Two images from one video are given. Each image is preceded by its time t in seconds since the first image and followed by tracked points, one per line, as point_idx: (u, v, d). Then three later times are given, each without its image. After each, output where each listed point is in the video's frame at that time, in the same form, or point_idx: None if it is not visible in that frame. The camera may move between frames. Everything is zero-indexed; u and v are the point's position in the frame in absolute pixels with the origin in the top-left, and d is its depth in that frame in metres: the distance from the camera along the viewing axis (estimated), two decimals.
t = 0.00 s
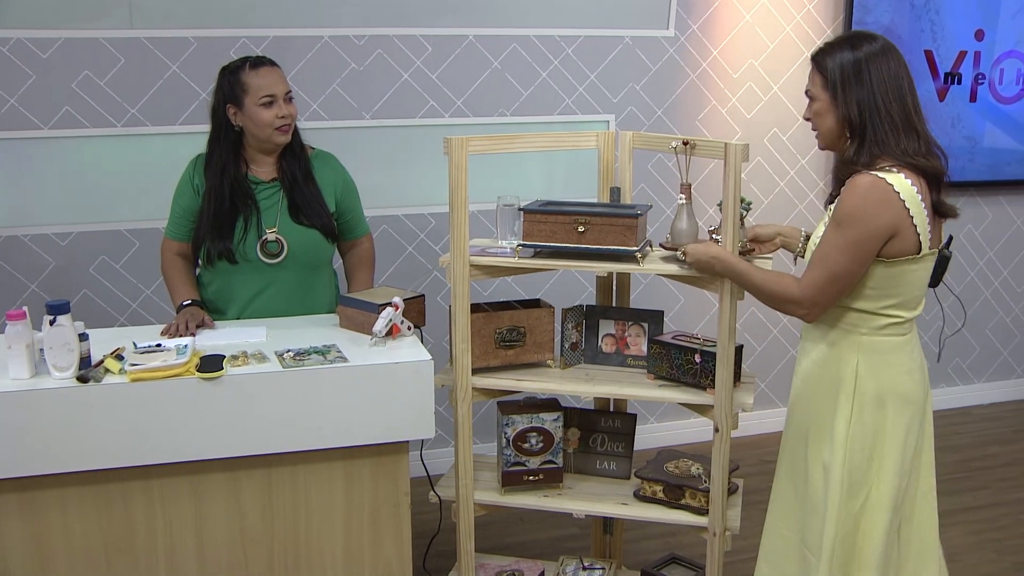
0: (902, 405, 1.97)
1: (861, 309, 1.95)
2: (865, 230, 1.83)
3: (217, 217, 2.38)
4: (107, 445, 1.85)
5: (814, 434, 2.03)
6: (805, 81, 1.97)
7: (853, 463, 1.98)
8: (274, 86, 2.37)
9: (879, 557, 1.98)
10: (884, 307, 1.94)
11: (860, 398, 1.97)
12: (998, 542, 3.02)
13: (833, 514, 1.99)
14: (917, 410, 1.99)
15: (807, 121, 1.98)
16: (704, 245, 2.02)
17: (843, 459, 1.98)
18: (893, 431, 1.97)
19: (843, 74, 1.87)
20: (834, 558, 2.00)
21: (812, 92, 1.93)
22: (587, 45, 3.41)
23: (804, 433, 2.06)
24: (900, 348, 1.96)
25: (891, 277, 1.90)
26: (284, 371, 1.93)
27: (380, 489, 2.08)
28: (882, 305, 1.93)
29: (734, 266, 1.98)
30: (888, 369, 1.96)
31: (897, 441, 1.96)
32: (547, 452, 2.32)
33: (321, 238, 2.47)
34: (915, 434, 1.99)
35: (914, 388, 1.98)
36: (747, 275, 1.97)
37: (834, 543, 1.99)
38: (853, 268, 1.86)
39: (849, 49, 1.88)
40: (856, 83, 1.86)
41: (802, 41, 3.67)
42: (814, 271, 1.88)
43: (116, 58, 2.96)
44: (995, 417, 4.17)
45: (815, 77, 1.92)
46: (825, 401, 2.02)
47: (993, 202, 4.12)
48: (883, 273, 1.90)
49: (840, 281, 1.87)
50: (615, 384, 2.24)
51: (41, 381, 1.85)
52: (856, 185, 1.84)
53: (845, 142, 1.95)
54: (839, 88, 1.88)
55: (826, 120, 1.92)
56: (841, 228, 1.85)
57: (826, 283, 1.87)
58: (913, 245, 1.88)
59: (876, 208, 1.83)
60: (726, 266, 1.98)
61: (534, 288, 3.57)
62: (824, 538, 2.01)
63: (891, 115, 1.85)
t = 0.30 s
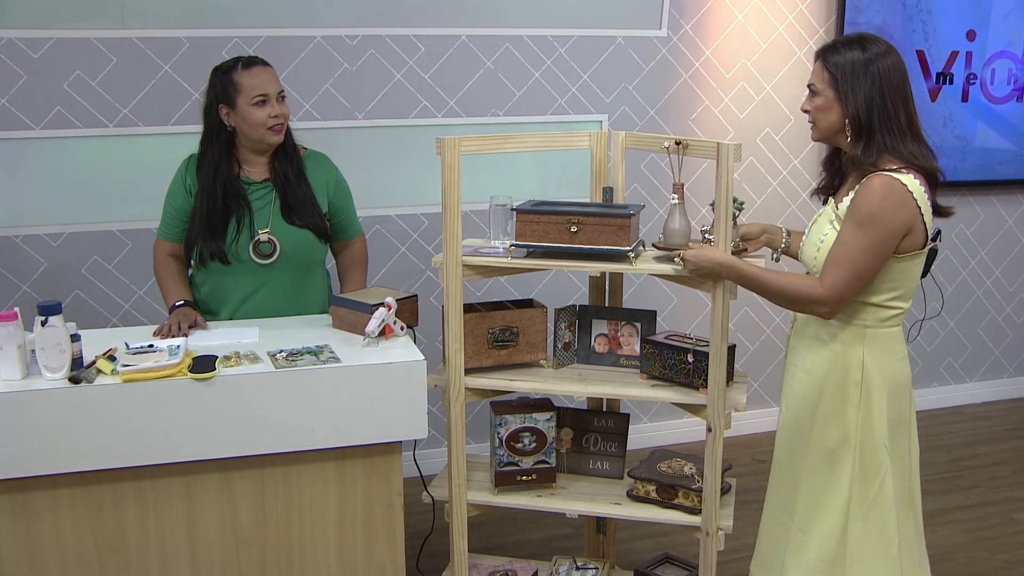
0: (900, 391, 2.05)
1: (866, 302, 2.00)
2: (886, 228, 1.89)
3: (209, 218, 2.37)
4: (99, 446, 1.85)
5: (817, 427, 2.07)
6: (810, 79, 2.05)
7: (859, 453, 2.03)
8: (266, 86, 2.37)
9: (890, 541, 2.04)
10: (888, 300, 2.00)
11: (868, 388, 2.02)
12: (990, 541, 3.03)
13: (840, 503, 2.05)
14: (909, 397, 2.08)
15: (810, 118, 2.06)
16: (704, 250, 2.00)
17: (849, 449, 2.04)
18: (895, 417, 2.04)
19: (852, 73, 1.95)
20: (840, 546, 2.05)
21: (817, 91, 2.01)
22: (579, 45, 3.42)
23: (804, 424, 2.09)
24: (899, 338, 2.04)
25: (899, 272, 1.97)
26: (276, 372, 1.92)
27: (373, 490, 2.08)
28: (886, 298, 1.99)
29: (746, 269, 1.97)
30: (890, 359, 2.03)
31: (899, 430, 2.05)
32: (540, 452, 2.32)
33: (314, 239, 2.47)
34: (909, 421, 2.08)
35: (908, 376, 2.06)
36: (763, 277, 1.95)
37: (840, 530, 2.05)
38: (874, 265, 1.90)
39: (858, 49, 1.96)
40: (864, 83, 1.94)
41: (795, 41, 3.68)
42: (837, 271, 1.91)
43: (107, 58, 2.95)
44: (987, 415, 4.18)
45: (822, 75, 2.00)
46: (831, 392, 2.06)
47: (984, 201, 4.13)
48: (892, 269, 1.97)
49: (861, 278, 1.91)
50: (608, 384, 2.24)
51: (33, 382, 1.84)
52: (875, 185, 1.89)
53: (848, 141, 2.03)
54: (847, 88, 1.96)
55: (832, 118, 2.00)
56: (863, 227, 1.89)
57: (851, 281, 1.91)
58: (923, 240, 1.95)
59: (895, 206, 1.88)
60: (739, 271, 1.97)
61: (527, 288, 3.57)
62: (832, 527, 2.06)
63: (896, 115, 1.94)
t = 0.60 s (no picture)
0: (898, 386, 2.13)
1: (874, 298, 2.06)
2: (912, 223, 1.94)
3: (207, 219, 2.37)
4: (97, 447, 1.85)
5: (823, 424, 2.11)
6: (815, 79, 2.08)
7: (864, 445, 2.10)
8: (264, 83, 2.37)
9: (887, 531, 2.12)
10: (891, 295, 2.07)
11: (871, 382, 2.09)
12: (988, 540, 3.04)
13: (850, 496, 2.10)
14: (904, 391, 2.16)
15: (815, 117, 2.09)
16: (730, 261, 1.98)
17: (855, 444, 2.09)
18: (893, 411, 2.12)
19: (861, 74, 1.99)
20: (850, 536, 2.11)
21: (824, 91, 2.04)
22: (577, 45, 3.42)
23: (809, 423, 2.13)
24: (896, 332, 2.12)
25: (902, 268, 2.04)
26: (273, 372, 1.92)
27: (371, 490, 2.08)
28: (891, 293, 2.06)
29: (796, 280, 1.98)
30: (889, 355, 2.11)
31: (895, 420, 2.14)
32: (537, 452, 2.32)
33: (311, 239, 2.46)
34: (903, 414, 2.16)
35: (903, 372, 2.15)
36: (812, 289, 1.98)
37: (851, 521, 2.11)
38: (911, 260, 1.96)
39: (866, 50, 2.00)
40: (873, 83, 1.98)
41: (793, 41, 3.68)
42: (881, 273, 1.95)
43: (104, 58, 2.95)
44: (985, 415, 4.19)
45: (830, 75, 2.03)
46: (835, 387, 2.11)
47: (982, 201, 4.14)
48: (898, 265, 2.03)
49: (906, 275, 1.96)
50: (606, 384, 2.24)
51: (30, 382, 1.84)
52: (891, 183, 1.94)
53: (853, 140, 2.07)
54: (856, 87, 1.99)
55: (839, 118, 2.04)
56: (891, 228, 1.95)
57: (896, 279, 1.95)
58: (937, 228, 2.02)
59: (915, 201, 1.94)
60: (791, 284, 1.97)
61: (524, 288, 3.57)
62: (841, 519, 2.11)
63: (903, 115, 1.99)
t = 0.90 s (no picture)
0: (896, 385, 2.14)
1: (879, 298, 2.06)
2: (916, 224, 1.94)
3: (206, 220, 2.37)
4: (96, 446, 1.85)
5: (827, 423, 2.10)
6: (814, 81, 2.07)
7: (866, 444, 2.10)
8: (269, 85, 2.38)
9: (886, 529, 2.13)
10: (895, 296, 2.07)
11: (874, 381, 2.09)
12: (986, 540, 3.04)
13: (852, 496, 2.10)
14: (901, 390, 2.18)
15: (814, 120, 2.09)
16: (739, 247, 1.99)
17: (858, 443, 2.10)
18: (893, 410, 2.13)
19: (863, 76, 1.99)
20: (850, 535, 2.12)
21: (826, 93, 2.04)
22: (576, 45, 3.42)
23: (812, 423, 2.12)
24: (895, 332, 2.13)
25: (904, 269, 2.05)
26: (273, 373, 1.92)
27: (370, 491, 2.08)
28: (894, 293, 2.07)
29: (806, 267, 1.98)
30: (890, 354, 2.11)
31: (893, 419, 2.15)
32: (536, 452, 2.32)
33: (310, 238, 2.46)
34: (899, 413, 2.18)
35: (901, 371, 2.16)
36: (820, 280, 1.98)
37: (851, 520, 2.11)
38: (917, 260, 1.96)
39: (866, 52, 2.00)
40: (875, 85, 1.98)
41: (792, 41, 3.68)
42: (887, 272, 1.96)
43: (103, 58, 2.95)
44: (984, 415, 4.19)
45: (831, 77, 2.03)
46: (838, 386, 2.11)
47: (981, 201, 4.14)
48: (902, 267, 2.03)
49: (912, 276, 1.97)
50: (606, 384, 2.24)
51: (29, 382, 1.84)
52: (895, 185, 1.95)
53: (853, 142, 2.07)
54: (858, 88, 1.99)
55: (840, 120, 2.04)
56: (896, 228, 1.95)
57: (903, 278, 1.96)
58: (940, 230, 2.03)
59: (919, 202, 1.94)
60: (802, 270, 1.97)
61: (523, 288, 3.57)
62: (843, 519, 2.11)
63: (905, 116, 1.99)
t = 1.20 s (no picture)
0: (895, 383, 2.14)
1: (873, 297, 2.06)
2: (914, 224, 1.95)
3: (207, 220, 2.37)
4: (96, 446, 1.85)
5: (824, 421, 2.11)
6: (810, 88, 2.06)
7: (864, 443, 2.10)
8: (256, 81, 2.37)
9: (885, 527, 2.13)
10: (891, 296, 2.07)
11: (872, 379, 2.09)
12: (986, 540, 3.04)
13: (850, 494, 2.10)
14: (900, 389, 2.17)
15: (814, 127, 2.08)
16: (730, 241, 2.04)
17: (855, 441, 2.09)
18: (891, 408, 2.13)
19: (858, 77, 1.99)
20: (849, 534, 2.11)
21: (824, 100, 2.03)
22: (576, 45, 3.42)
23: (809, 421, 2.12)
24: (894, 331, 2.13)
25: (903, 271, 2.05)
26: (272, 373, 1.92)
27: (369, 491, 2.08)
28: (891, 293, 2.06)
29: (801, 258, 2.00)
30: (888, 352, 2.11)
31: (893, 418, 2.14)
32: (536, 452, 2.32)
33: (310, 239, 2.46)
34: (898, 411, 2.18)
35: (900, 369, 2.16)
36: (814, 271, 1.99)
37: (849, 519, 2.10)
38: (912, 261, 1.96)
39: (858, 54, 2.00)
40: (870, 87, 1.98)
41: (791, 41, 3.68)
42: (881, 270, 1.96)
43: (102, 58, 2.95)
44: (983, 415, 4.19)
45: (827, 83, 2.02)
46: (835, 384, 2.11)
47: (980, 201, 4.14)
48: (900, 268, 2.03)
49: (906, 277, 1.97)
50: (605, 384, 2.24)
51: (29, 382, 1.84)
52: (894, 185, 1.95)
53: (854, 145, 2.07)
54: (855, 92, 1.99)
55: (841, 125, 2.03)
56: (893, 227, 1.95)
57: (897, 277, 1.96)
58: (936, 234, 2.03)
59: (917, 203, 1.95)
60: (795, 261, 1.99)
61: (523, 288, 3.57)
62: (841, 517, 2.11)
63: (901, 115, 2.00)
